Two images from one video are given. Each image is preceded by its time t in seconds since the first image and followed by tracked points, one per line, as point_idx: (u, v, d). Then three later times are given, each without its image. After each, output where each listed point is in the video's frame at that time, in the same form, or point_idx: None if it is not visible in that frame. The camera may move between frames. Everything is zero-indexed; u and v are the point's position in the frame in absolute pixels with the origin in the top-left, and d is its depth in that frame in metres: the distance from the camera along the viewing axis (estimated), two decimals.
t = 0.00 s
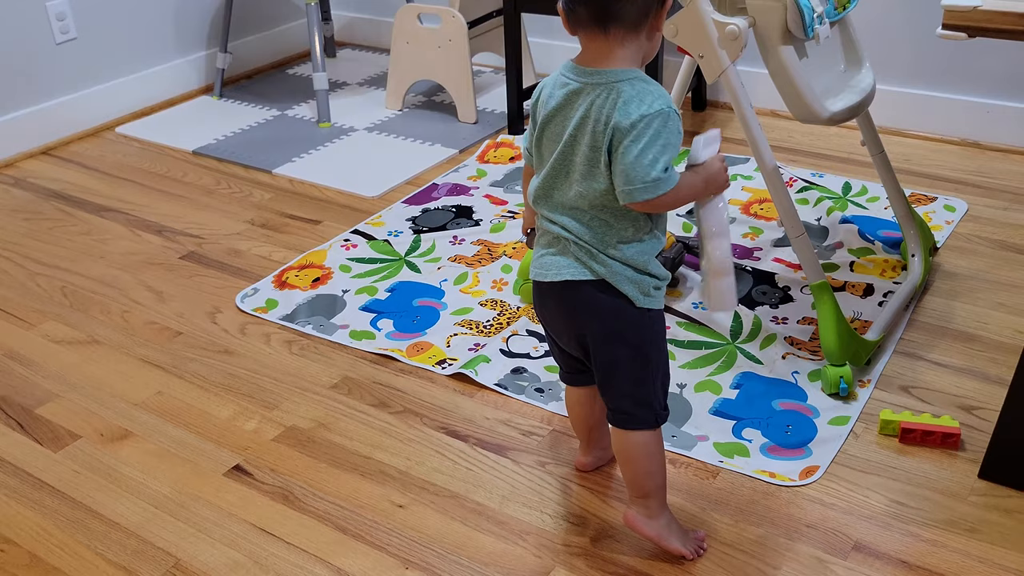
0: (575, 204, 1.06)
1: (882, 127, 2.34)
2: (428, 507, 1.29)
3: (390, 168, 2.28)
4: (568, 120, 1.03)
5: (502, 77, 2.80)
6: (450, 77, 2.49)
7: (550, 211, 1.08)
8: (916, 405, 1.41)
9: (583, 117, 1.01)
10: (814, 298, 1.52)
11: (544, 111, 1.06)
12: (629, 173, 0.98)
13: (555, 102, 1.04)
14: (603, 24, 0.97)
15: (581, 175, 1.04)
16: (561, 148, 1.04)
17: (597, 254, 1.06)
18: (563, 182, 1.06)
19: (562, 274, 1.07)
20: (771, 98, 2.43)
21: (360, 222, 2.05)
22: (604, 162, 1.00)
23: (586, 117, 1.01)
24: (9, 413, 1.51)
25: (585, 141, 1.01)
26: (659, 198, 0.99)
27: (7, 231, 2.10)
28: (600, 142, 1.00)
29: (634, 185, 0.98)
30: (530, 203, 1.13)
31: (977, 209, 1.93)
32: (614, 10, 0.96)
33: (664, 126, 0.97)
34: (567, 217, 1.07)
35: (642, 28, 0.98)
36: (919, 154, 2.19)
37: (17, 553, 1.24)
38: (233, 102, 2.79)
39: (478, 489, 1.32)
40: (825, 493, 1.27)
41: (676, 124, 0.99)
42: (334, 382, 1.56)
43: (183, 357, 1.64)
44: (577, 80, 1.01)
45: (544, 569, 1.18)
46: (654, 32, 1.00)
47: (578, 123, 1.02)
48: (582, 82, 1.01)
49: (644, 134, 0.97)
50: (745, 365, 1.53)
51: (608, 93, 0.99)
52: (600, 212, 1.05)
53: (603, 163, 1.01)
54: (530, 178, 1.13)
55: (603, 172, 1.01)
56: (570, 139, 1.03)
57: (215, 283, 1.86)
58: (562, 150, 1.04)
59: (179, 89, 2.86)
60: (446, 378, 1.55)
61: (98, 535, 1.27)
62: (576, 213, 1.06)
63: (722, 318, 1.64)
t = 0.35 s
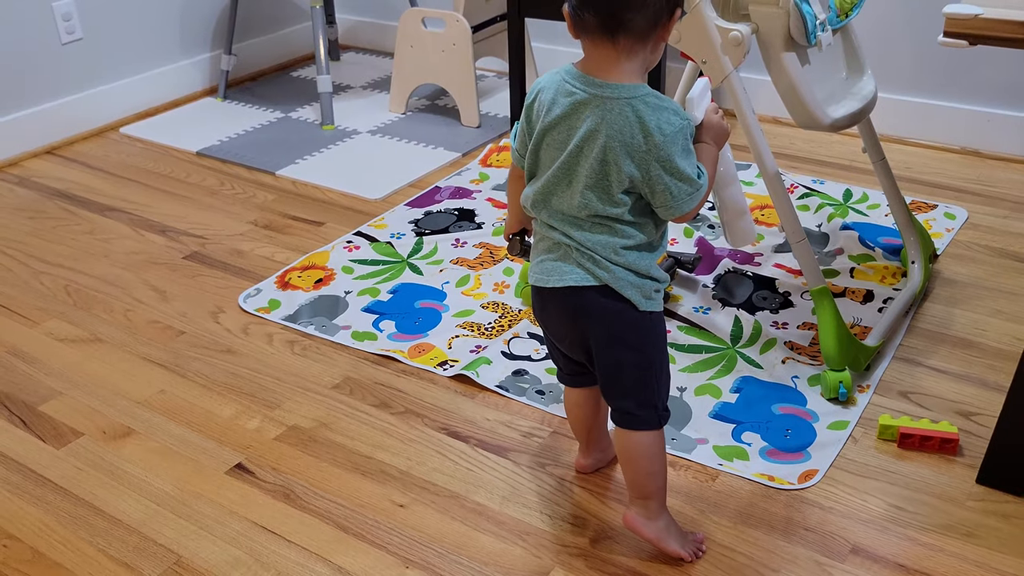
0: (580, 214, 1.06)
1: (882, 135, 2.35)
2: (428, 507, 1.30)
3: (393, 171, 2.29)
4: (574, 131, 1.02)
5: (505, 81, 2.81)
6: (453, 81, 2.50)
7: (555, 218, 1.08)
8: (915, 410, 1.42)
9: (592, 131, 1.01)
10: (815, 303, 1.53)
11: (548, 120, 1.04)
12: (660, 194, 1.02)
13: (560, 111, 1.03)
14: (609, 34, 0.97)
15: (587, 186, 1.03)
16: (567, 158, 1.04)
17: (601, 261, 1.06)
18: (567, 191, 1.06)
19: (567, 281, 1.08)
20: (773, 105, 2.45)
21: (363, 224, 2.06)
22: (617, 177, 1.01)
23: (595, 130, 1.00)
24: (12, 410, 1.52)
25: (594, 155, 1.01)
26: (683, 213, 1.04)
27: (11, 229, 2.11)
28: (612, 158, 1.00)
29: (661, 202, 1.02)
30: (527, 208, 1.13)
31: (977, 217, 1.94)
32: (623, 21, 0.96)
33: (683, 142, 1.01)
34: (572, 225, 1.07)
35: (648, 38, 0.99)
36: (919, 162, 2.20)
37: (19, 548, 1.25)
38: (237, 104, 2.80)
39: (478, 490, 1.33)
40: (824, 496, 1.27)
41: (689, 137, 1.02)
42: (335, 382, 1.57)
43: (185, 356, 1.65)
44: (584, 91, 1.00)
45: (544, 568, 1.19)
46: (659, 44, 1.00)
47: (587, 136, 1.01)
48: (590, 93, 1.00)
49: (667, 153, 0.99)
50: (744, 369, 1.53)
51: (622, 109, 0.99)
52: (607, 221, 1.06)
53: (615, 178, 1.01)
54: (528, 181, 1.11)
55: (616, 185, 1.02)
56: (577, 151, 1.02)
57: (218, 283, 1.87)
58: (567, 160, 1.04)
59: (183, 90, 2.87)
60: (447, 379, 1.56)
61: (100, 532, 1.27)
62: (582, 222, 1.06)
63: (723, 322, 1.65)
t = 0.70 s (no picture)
0: (568, 218, 1.06)
1: (879, 141, 2.36)
2: (421, 508, 1.31)
3: (391, 174, 2.30)
4: (562, 136, 1.03)
5: (504, 86, 2.82)
6: (452, 85, 2.51)
7: (544, 222, 1.09)
8: (907, 415, 1.43)
9: (579, 135, 1.01)
10: (808, 308, 1.54)
11: (537, 125, 1.05)
12: (640, 196, 1.01)
13: (548, 116, 1.04)
14: (597, 40, 0.98)
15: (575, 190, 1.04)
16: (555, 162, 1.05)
17: (591, 264, 1.07)
18: (556, 195, 1.06)
19: (557, 284, 1.08)
20: (770, 111, 2.46)
21: (360, 226, 2.07)
22: (603, 181, 1.02)
23: (582, 134, 1.01)
24: (9, 409, 1.52)
25: (581, 160, 1.02)
26: (666, 217, 1.03)
27: (9, 229, 2.11)
28: (599, 162, 1.01)
29: (643, 206, 1.01)
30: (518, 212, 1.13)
31: (971, 224, 1.95)
32: (611, 26, 0.97)
33: (668, 147, 1.00)
34: (561, 229, 1.08)
35: (635, 45, 0.99)
36: (915, 168, 2.21)
37: (14, 546, 1.26)
38: (236, 106, 2.81)
39: (471, 491, 1.33)
40: (815, 500, 1.28)
41: (676, 143, 1.02)
42: (331, 383, 1.57)
43: (182, 356, 1.65)
44: (572, 96, 1.01)
45: (536, 570, 1.20)
46: (647, 51, 1.01)
47: (574, 140, 1.02)
48: (577, 98, 1.01)
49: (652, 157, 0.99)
50: (738, 373, 1.54)
51: (608, 113, 0.99)
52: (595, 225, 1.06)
53: (601, 182, 1.02)
54: (519, 186, 1.12)
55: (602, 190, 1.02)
56: (565, 156, 1.03)
57: (215, 284, 1.87)
58: (555, 164, 1.05)
59: (182, 92, 2.88)
60: (442, 381, 1.57)
61: (95, 530, 1.28)
62: (570, 226, 1.07)
63: (717, 326, 1.65)
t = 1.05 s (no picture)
0: (563, 220, 1.06)
1: (881, 142, 2.36)
2: (421, 506, 1.31)
3: (392, 173, 2.30)
4: (556, 137, 1.03)
5: (506, 85, 2.82)
6: (454, 84, 2.51)
7: (540, 224, 1.09)
8: (908, 416, 1.43)
9: (571, 136, 1.01)
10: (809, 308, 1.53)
11: (531, 126, 1.05)
12: (625, 195, 1.00)
13: (541, 117, 1.04)
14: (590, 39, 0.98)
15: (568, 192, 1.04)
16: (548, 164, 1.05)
17: (587, 267, 1.07)
18: (549, 196, 1.06)
19: (553, 287, 1.09)
20: (773, 111, 2.45)
21: (362, 225, 2.06)
22: (595, 183, 1.01)
23: (574, 136, 1.01)
24: (8, 405, 1.52)
25: (574, 161, 1.02)
26: (657, 217, 1.02)
27: (11, 226, 2.11)
28: (591, 163, 1.01)
29: (631, 207, 1.00)
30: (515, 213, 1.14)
31: (973, 225, 1.94)
32: (603, 24, 0.97)
33: (659, 147, 0.99)
34: (556, 231, 1.08)
35: (629, 43, 0.99)
36: (918, 170, 2.21)
37: (13, 542, 1.26)
38: (238, 104, 2.81)
39: (471, 490, 1.33)
40: (815, 501, 1.28)
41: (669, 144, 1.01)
42: (331, 382, 1.57)
43: (182, 354, 1.65)
44: (564, 97, 1.01)
45: (535, 569, 1.20)
46: (640, 50, 1.00)
47: (567, 141, 1.02)
48: (569, 99, 1.01)
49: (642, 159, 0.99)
50: (739, 373, 1.54)
51: (600, 113, 0.99)
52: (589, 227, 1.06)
53: (593, 183, 1.01)
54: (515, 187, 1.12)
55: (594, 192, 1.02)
56: (558, 157, 1.03)
57: (215, 282, 1.87)
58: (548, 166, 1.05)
59: (184, 89, 2.88)
60: (442, 380, 1.56)
61: (93, 527, 1.28)
62: (565, 227, 1.07)
63: (718, 327, 1.65)
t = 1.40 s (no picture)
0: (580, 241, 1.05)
1: (894, 145, 2.35)
2: (430, 508, 1.30)
3: (402, 174, 2.29)
4: (571, 156, 1.01)
5: (517, 86, 2.82)
6: (465, 85, 2.51)
7: (555, 246, 1.07)
8: (921, 420, 1.42)
9: (587, 154, 0.99)
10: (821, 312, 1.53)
11: (545, 144, 1.03)
12: (647, 214, 0.98)
13: (556, 135, 1.02)
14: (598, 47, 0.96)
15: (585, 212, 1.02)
16: (564, 184, 1.02)
17: (606, 289, 1.06)
18: (565, 217, 1.05)
19: (574, 311, 1.07)
20: (785, 113, 2.45)
21: (372, 225, 2.06)
22: (615, 202, 0.99)
23: (591, 154, 0.99)
24: (19, 404, 1.53)
25: (592, 180, 1.00)
26: (679, 234, 1.00)
27: (22, 225, 2.12)
28: (608, 183, 0.98)
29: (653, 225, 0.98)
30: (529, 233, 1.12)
31: (987, 229, 1.93)
32: (611, 33, 0.94)
33: (678, 163, 0.97)
34: (573, 252, 1.06)
35: (638, 52, 0.97)
36: (930, 172, 2.20)
37: (24, 541, 1.26)
38: (249, 104, 2.81)
39: (481, 492, 1.33)
40: (827, 505, 1.27)
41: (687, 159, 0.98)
42: (341, 382, 1.57)
43: (192, 353, 1.65)
44: (578, 114, 0.99)
45: (545, 571, 1.19)
46: (652, 58, 0.98)
47: (582, 160, 0.99)
48: (584, 116, 0.98)
49: (661, 176, 0.96)
50: (750, 377, 1.53)
51: (616, 129, 0.97)
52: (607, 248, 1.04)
53: (613, 203, 0.99)
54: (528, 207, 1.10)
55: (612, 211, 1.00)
56: (574, 177, 1.01)
57: (225, 281, 1.87)
58: (564, 186, 1.03)
59: (196, 89, 2.88)
60: (452, 381, 1.56)
61: (103, 526, 1.28)
62: (583, 248, 1.05)
63: (729, 330, 1.65)
